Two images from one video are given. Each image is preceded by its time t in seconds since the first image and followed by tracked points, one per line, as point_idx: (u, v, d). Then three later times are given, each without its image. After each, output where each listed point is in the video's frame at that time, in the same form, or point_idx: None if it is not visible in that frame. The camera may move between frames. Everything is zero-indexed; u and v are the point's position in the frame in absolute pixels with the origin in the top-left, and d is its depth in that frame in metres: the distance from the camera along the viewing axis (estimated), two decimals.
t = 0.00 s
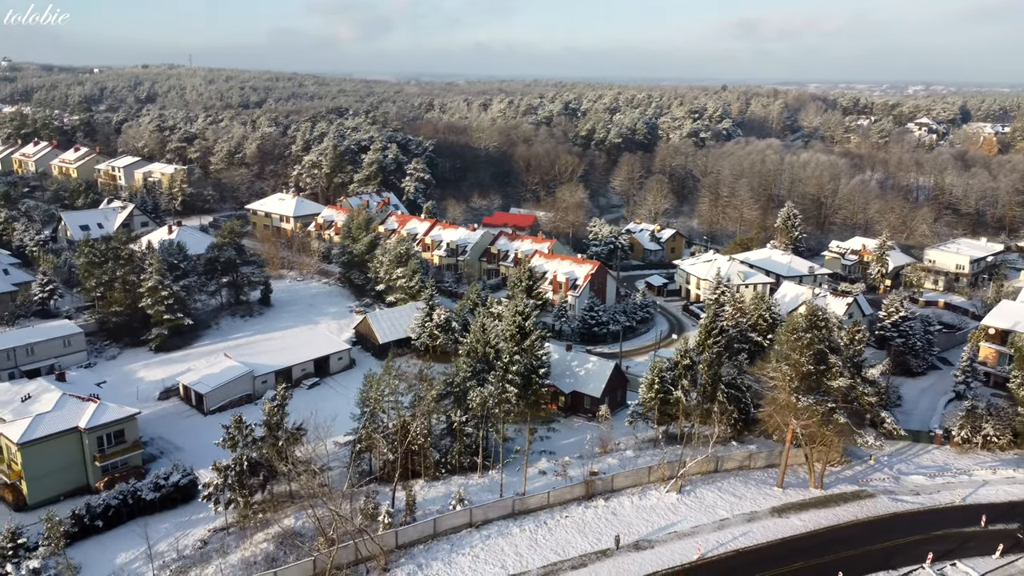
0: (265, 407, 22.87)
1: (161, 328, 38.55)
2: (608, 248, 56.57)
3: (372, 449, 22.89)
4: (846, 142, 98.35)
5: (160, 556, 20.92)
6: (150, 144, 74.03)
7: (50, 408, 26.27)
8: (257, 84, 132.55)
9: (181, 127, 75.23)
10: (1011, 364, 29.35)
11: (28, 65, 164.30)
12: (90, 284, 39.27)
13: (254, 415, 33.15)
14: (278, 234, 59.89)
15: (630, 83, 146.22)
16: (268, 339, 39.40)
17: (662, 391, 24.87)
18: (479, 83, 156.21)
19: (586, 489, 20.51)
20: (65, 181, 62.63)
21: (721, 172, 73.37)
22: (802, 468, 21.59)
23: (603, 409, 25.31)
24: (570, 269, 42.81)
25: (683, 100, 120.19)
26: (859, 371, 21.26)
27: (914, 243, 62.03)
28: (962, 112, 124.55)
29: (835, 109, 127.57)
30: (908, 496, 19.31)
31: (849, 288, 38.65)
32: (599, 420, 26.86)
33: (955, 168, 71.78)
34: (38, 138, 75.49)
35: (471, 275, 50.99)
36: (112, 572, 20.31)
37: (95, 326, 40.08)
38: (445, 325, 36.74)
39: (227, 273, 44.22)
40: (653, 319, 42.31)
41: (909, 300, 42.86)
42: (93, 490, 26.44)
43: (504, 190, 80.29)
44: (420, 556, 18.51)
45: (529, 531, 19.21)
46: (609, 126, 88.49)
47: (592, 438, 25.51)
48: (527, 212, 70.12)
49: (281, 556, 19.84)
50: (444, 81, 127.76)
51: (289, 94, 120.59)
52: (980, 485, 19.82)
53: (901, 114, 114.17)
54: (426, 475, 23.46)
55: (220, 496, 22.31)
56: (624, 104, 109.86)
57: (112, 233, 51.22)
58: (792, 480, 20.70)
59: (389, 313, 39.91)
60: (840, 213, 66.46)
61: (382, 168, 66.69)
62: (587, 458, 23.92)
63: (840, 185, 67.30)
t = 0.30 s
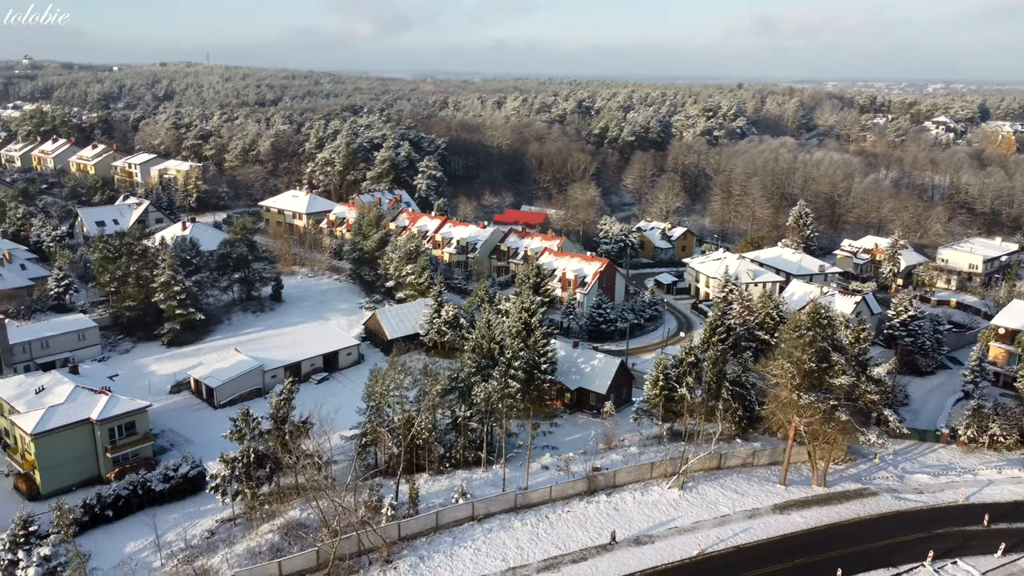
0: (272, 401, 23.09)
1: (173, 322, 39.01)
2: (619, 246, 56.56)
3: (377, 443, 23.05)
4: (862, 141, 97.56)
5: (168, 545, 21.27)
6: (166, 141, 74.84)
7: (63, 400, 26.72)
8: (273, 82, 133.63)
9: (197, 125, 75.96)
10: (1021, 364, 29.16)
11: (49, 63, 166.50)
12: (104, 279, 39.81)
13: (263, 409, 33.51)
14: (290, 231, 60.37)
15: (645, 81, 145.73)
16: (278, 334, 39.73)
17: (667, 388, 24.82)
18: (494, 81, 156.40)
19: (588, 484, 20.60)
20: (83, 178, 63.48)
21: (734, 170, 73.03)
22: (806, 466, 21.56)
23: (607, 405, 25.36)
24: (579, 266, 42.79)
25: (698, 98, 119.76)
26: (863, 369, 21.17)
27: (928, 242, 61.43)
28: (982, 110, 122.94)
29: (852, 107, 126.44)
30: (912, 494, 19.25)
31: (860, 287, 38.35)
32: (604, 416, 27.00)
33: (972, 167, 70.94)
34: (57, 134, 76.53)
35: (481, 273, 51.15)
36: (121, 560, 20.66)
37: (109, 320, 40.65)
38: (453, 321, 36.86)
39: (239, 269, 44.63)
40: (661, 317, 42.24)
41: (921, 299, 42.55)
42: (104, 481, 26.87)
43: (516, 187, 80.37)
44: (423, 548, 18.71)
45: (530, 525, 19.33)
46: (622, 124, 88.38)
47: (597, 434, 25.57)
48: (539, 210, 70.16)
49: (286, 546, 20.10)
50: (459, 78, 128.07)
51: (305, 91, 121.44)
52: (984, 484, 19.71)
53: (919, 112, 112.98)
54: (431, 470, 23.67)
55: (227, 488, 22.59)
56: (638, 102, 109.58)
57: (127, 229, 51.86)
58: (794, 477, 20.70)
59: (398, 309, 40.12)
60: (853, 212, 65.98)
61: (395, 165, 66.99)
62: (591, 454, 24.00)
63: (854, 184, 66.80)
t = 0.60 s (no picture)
0: (280, 394, 23.38)
1: (186, 317, 39.52)
2: (629, 244, 56.52)
3: (382, 438, 23.22)
4: (879, 140, 96.67)
5: (177, 535, 21.62)
6: (183, 138, 75.60)
7: (76, 392, 27.16)
8: (290, 80, 134.52)
9: (213, 122, 76.68)
10: None
11: (70, 61, 168.59)
12: (118, 274, 40.39)
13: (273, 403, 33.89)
14: (303, 228, 60.82)
15: (661, 79, 145.15)
16: (289, 329, 40.12)
17: (672, 385, 24.72)
18: (509, 80, 156.50)
19: (591, 479, 20.69)
20: (100, 174, 64.32)
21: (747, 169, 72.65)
22: (809, 463, 21.56)
23: (612, 401, 25.42)
24: (588, 264, 42.75)
25: (713, 96, 119.15)
26: (868, 367, 21.07)
27: (943, 242, 60.77)
28: (1002, 109, 121.32)
29: (869, 105, 125.17)
30: (916, 492, 19.19)
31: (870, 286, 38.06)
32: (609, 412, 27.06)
33: (989, 166, 70.07)
34: (76, 132, 77.53)
35: (491, 269, 51.28)
36: (131, 549, 21.02)
37: (123, 315, 41.22)
38: (462, 317, 37.04)
39: (251, 265, 45.00)
40: (670, 315, 42.17)
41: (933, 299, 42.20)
42: (116, 472, 27.30)
43: (529, 185, 80.42)
44: (425, 540, 18.91)
45: (532, 519, 19.46)
46: (635, 122, 88.21)
47: (601, 431, 25.65)
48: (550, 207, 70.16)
49: (291, 537, 20.37)
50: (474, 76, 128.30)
51: (321, 89, 122.27)
52: (988, 484, 19.63)
53: (937, 111, 111.65)
54: (436, 464, 23.89)
55: (235, 479, 22.93)
56: (653, 100, 109.24)
57: (142, 225, 52.47)
58: (797, 475, 20.70)
59: (407, 305, 40.36)
60: (867, 211, 65.44)
61: (408, 163, 67.31)
62: (595, 449, 24.08)
63: (868, 182, 66.25)
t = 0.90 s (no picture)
0: (289, 387, 23.68)
1: (200, 311, 40.01)
2: (641, 242, 56.41)
3: (390, 432, 23.46)
4: (897, 139, 95.67)
5: (187, 524, 21.99)
6: (200, 136, 76.40)
7: (91, 383, 27.65)
8: (307, 78, 135.47)
9: (230, 120, 77.46)
10: None
11: (92, 60, 170.85)
12: (134, 268, 40.98)
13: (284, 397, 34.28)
14: (317, 224, 61.28)
15: (677, 77, 144.47)
16: (301, 324, 40.51)
17: (679, 381, 24.66)
18: (526, 78, 156.59)
19: (595, 474, 20.79)
20: (119, 171, 65.18)
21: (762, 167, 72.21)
22: (814, 461, 21.53)
23: (619, 398, 25.48)
24: (599, 262, 42.72)
25: (729, 95, 118.51)
26: (875, 366, 20.96)
27: (959, 242, 60.08)
28: None
29: (887, 104, 123.86)
30: (921, 491, 19.13)
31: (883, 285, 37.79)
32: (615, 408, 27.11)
33: (1008, 165, 69.12)
34: (96, 129, 78.60)
35: (502, 267, 51.42)
36: (142, 537, 21.41)
37: (139, 309, 41.84)
38: (471, 314, 37.20)
39: (265, 261, 45.40)
40: (681, 313, 42.09)
41: (947, 299, 41.81)
42: (129, 462, 27.77)
43: (542, 183, 80.40)
44: (429, 532, 19.14)
45: (536, 513, 19.61)
46: (650, 120, 87.98)
47: (607, 427, 25.71)
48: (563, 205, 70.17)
49: (298, 527, 20.66)
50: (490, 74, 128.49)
51: (338, 87, 123.01)
52: (995, 483, 19.53)
53: (957, 109, 110.23)
54: (442, 458, 24.06)
55: (245, 470, 23.26)
56: (668, 98, 108.89)
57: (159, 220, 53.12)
58: (802, 472, 20.68)
59: (418, 301, 40.61)
60: (883, 210, 64.83)
61: (422, 161, 67.64)
62: (601, 445, 24.14)
63: (884, 181, 65.64)
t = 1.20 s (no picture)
0: (300, 380, 23.97)
1: (217, 306, 40.58)
2: (656, 240, 56.24)
3: (400, 426, 23.69)
4: (919, 138, 94.45)
5: (200, 513, 22.39)
6: (220, 133, 77.22)
7: (108, 375, 28.19)
8: (328, 76, 136.51)
9: (249, 118, 78.25)
10: None
11: (116, 57, 173.22)
12: (153, 263, 41.62)
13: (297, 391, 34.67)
14: (334, 221, 61.77)
15: (696, 76, 143.66)
16: (315, 319, 40.89)
17: (687, 379, 24.58)
18: (545, 76, 156.50)
19: (601, 470, 20.88)
20: (140, 168, 66.10)
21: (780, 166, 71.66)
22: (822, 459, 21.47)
23: (627, 394, 25.51)
24: (612, 259, 42.66)
25: (749, 93, 117.78)
26: (884, 365, 20.80)
27: (979, 242, 59.26)
28: None
29: (909, 103, 122.39)
30: (929, 490, 19.06)
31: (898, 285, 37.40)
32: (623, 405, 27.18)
33: None
34: (118, 126, 79.70)
35: (516, 264, 51.53)
36: (155, 525, 21.84)
37: (157, 303, 42.47)
38: (483, 310, 37.34)
39: (281, 257, 46.06)
40: (693, 311, 41.96)
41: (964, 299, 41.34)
42: (145, 453, 28.28)
43: (558, 181, 80.35)
44: (436, 524, 19.36)
45: (542, 507, 19.75)
46: (668, 118, 87.63)
47: (616, 423, 25.76)
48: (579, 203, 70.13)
49: (307, 518, 20.97)
50: (509, 72, 128.73)
51: (357, 85, 123.86)
52: (1005, 483, 19.42)
53: (980, 108, 108.57)
54: (451, 451, 24.26)
55: (257, 462, 23.61)
56: (687, 96, 108.40)
57: (178, 216, 53.82)
58: (809, 470, 20.64)
59: (431, 297, 40.85)
60: (901, 209, 64.11)
61: (438, 158, 67.96)
62: (609, 441, 24.20)
63: (903, 180, 64.95)
